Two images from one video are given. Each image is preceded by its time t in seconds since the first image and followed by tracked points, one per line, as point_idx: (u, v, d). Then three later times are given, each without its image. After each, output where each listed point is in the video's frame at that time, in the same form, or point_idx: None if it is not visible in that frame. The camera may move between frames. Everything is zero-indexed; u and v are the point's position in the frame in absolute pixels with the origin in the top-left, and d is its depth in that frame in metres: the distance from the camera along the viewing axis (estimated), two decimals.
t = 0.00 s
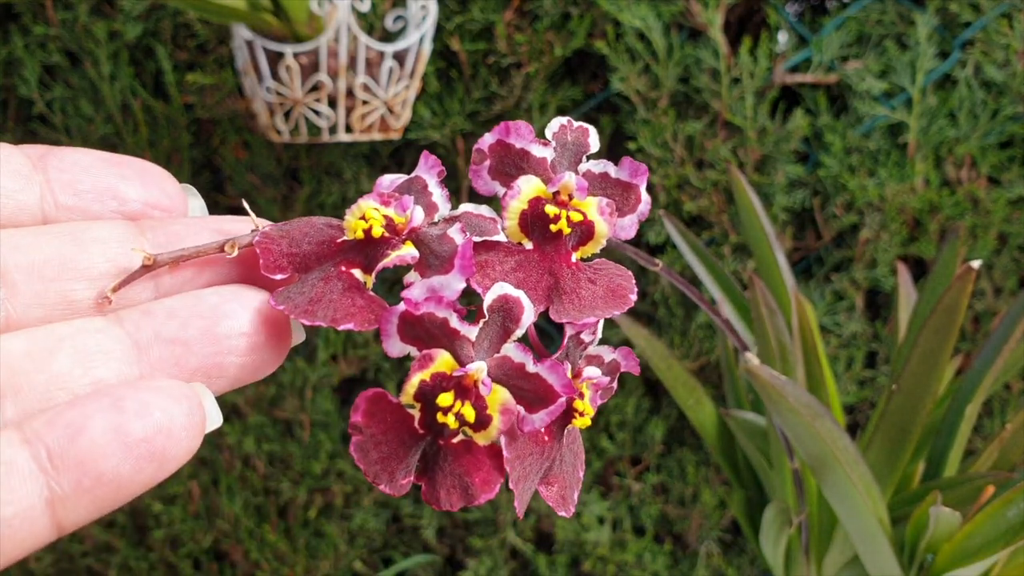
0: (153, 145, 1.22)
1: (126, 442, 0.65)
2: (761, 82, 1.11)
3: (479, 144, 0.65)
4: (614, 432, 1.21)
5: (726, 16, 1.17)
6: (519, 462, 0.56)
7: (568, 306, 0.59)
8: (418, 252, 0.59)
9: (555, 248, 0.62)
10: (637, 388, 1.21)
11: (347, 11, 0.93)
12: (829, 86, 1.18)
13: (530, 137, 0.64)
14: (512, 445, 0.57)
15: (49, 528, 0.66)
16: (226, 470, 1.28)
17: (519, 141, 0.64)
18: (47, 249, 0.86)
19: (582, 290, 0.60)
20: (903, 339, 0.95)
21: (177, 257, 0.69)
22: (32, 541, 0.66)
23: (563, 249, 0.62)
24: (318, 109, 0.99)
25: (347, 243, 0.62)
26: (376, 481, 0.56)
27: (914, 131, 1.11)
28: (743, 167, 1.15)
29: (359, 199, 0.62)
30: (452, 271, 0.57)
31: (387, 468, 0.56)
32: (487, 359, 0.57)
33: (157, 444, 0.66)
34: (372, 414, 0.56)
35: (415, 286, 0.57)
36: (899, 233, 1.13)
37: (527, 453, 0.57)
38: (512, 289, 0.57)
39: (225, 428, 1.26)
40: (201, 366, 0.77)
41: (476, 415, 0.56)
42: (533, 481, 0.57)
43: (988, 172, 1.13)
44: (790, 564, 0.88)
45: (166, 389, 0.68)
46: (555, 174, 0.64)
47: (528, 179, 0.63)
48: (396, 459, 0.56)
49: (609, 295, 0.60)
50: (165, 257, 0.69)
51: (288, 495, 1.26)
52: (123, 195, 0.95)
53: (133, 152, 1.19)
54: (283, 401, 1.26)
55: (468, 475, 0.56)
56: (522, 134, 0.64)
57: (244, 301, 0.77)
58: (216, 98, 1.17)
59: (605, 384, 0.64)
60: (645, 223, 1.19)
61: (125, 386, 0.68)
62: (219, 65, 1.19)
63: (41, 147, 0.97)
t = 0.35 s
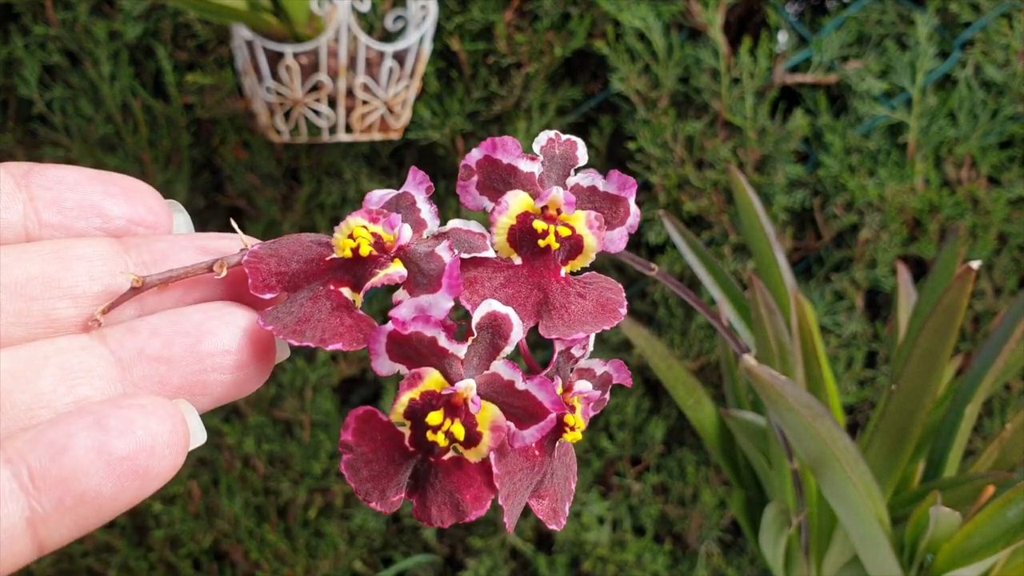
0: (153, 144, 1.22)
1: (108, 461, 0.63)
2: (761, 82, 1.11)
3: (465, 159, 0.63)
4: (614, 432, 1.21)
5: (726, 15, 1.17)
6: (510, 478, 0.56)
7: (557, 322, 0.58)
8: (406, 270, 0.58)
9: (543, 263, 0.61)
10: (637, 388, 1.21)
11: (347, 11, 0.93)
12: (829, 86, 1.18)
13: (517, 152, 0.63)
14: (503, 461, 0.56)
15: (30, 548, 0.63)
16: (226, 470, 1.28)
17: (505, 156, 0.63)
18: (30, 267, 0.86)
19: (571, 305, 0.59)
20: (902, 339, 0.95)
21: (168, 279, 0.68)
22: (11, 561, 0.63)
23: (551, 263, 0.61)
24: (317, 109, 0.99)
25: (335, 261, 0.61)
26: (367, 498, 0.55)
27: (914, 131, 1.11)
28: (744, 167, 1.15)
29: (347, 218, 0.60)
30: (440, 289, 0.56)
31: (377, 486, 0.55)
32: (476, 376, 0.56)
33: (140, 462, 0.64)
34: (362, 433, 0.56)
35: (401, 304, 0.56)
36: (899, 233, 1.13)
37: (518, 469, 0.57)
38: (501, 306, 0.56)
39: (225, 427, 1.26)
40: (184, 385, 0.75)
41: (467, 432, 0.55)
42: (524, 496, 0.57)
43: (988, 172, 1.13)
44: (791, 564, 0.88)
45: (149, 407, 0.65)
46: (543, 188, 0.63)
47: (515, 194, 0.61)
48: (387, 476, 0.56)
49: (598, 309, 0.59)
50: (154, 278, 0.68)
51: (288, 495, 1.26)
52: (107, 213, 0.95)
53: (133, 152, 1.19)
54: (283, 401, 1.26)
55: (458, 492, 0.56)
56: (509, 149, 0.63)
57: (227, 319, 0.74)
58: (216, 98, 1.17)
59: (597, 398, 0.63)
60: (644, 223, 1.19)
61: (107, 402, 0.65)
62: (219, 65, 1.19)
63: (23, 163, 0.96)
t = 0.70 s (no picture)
0: (154, 144, 1.22)
1: None
2: (761, 82, 1.11)
3: (461, 159, 0.61)
4: (614, 432, 1.21)
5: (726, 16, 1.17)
6: (508, 476, 0.53)
7: (551, 320, 0.54)
8: (402, 269, 0.54)
9: (540, 261, 0.57)
10: (637, 388, 1.21)
11: (347, 11, 0.93)
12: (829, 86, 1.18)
13: (512, 151, 0.60)
14: (500, 459, 0.53)
15: None
16: (226, 470, 1.28)
17: (501, 156, 0.60)
18: None
19: (567, 303, 0.56)
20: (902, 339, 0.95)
21: (167, 280, 0.50)
22: None
23: (547, 262, 0.58)
24: (317, 109, 0.99)
25: (331, 260, 0.55)
26: (362, 497, 0.52)
27: (914, 131, 1.11)
28: (744, 166, 1.15)
29: (343, 216, 0.56)
30: (435, 287, 0.53)
31: (372, 484, 0.52)
32: (472, 375, 0.54)
33: None
34: (358, 430, 0.53)
35: (397, 302, 0.52)
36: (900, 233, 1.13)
37: (516, 467, 0.53)
38: (495, 304, 0.53)
39: (225, 427, 1.25)
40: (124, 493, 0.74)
41: (463, 429, 0.52)
42: (522, 496, 0.54)
43: (988, 172, 1.13)
44: (791, 564, 0.88)
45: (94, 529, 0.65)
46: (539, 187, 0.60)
47: (511, 193, 0.58)
48: (383, 474, 0.52)
49: (595, 307, 0.56)
50: (155, 278, 0.49)
51: (288, 495, 1.26)
52: None
53: (133, 152, 1.19)
54: (283, 401, 1.26)
55: (455, 490, 0.52)
56: (505, 149, 0.60)
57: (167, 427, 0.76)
58: (216, 98, 1.17)
59: (594, 396, 0.61)
60: (645, 223, 1.19)
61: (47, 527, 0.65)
62: (219, 65, 1.19)
63: None
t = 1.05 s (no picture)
0: (154, 144, 1.22)
1: None
2: (761, 82, 1.11)
3: (463, 162, 0.61)
4: (614, 432, 1.21)
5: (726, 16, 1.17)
6: (511, 480, 0.52)
7: (554, 323, 0.54)
8: (403, 272, 0.53)
9: (542, 264, 0.57)
10: (637, 388, 1.21)
11: (346, 12, 0.94)
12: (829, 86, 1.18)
13: (514, 153, 0.60)
14: (502, 463, 0.52)
15: None
16: (226, 470, 1.27)
17: (503, 158, 0.60)
18: None
19: (570, 306, 0.55)
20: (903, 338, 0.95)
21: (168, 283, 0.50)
22: None
23: (549, 264, 0.57)
24: (317, 109, 0.99)
25: (333, 263, 0.54)
26: (365, 504, 0.51)
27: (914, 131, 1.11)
28: (744, 166, 1.15)
29: (344, 220, 0.55)
30: (437, 292, 0.52)
31: (375, 491, 0.51)
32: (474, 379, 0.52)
33: None
34: (360, 436, 0.51)
35: (398, 307, 0.51)
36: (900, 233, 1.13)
37: (518, 471, 0.53)
38: (498, 307, 0.52)
39: (225, 427, 1.25)
40: None
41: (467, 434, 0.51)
42: (523, 499, 0.54)
43: (988, 172, 1.13)
44: (791, 564, 0.88)
45: None
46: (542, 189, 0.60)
47: (515, 197, 0.57)
48: (386, 480, 0.51)
49: (598, 309, 0.55)
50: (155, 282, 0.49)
51: (288, 495, 1.26)
52: None
53: (132, 152, 1.19)
54: (283, 401, 1.26)
55: (459, 495, 0.52)
56: (506, 151, 0.60)
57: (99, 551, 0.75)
58: (217, 98, 1.17)
59: (597, 399, 0.61)
60: (645, 223, 1.19)
61: None
62: (219, 65, 1.19)
63: None
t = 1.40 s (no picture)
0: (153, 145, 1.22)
1: None
2: (761, 82, 1.11)
3: (462, 163, 0.61)
4: (614, 432, 1.21)
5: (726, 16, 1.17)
6: (509, 480, 0.52)
7: (553, 324, 0.54)
8: (402, 273, 0.53)
9: (541, 265, 0.57)
10: (637, 388, 1.21)
11: (346, 12, 0.94)
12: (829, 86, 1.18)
13: (513, 155, 0.60)
14: (501, 463, 0.52)
15: None
16: (226, 470, 1.27)
17: (502, 160, 0.60)
18: None
19: (568, 307, 0.55)
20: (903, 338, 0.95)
21: (167, 284, 0.50)
22: None
23: (548, 265, 0.57)
24: (317, 109, 0.98)
25: (332, 264, 0.54)
26: (364, 503, 0.51)
27: (914, 130, 1.11)
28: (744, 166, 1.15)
29: (343, 221, 0.54)
30: (436, 293, 0.52)
31: (374, 490, 0.51)
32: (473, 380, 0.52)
33: None
34: (359, 436, 0.52)
35: (397, 308, 0.51)
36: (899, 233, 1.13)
37: (516, 471, 0.53)
38: (497, 309, 0.52)
39: (225, 427, 1.25)
40: None
41: (465, 435, 0.51)
42: (523, 500, 0.53)
43: (988, 172, 1.13)
44: (791, 564, 0.88)
45: None
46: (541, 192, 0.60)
47: (514, 198, 0.57)
48: (385, 480, 0.52)
49: (596, 310, 0.55)
50: (154, 282, 0.49)
51: (288, 495, 1.26)
52: None
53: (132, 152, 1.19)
54: (283, 401, 1.26)
55: (457, 495, 0.52)
56: (506, 152, 0.60)
57: None
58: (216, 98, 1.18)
59: (596, 399, 0.61)
60: (645, 223, 1.19)
61: None
62: (219, 65, 1.19)
63: None
